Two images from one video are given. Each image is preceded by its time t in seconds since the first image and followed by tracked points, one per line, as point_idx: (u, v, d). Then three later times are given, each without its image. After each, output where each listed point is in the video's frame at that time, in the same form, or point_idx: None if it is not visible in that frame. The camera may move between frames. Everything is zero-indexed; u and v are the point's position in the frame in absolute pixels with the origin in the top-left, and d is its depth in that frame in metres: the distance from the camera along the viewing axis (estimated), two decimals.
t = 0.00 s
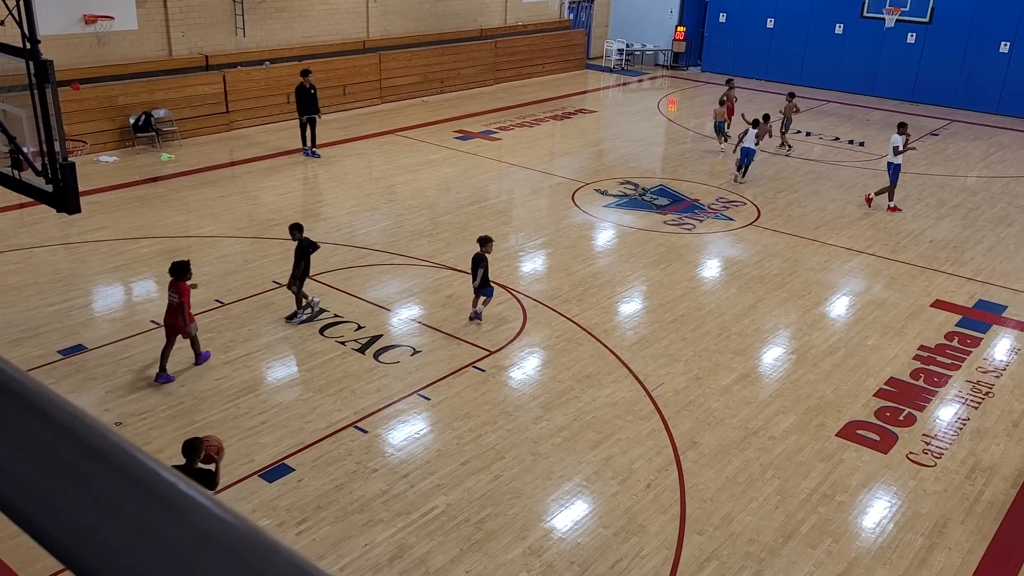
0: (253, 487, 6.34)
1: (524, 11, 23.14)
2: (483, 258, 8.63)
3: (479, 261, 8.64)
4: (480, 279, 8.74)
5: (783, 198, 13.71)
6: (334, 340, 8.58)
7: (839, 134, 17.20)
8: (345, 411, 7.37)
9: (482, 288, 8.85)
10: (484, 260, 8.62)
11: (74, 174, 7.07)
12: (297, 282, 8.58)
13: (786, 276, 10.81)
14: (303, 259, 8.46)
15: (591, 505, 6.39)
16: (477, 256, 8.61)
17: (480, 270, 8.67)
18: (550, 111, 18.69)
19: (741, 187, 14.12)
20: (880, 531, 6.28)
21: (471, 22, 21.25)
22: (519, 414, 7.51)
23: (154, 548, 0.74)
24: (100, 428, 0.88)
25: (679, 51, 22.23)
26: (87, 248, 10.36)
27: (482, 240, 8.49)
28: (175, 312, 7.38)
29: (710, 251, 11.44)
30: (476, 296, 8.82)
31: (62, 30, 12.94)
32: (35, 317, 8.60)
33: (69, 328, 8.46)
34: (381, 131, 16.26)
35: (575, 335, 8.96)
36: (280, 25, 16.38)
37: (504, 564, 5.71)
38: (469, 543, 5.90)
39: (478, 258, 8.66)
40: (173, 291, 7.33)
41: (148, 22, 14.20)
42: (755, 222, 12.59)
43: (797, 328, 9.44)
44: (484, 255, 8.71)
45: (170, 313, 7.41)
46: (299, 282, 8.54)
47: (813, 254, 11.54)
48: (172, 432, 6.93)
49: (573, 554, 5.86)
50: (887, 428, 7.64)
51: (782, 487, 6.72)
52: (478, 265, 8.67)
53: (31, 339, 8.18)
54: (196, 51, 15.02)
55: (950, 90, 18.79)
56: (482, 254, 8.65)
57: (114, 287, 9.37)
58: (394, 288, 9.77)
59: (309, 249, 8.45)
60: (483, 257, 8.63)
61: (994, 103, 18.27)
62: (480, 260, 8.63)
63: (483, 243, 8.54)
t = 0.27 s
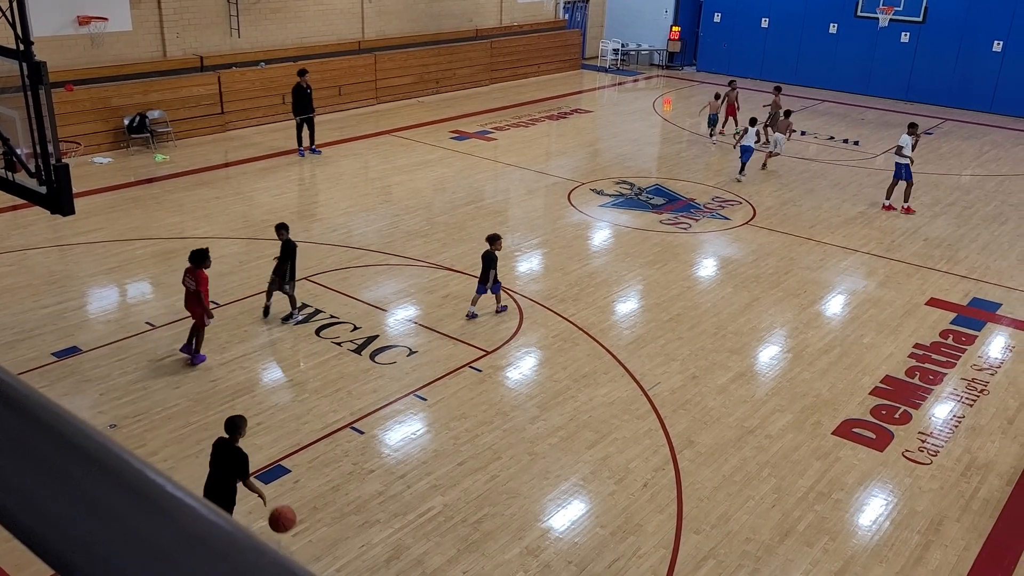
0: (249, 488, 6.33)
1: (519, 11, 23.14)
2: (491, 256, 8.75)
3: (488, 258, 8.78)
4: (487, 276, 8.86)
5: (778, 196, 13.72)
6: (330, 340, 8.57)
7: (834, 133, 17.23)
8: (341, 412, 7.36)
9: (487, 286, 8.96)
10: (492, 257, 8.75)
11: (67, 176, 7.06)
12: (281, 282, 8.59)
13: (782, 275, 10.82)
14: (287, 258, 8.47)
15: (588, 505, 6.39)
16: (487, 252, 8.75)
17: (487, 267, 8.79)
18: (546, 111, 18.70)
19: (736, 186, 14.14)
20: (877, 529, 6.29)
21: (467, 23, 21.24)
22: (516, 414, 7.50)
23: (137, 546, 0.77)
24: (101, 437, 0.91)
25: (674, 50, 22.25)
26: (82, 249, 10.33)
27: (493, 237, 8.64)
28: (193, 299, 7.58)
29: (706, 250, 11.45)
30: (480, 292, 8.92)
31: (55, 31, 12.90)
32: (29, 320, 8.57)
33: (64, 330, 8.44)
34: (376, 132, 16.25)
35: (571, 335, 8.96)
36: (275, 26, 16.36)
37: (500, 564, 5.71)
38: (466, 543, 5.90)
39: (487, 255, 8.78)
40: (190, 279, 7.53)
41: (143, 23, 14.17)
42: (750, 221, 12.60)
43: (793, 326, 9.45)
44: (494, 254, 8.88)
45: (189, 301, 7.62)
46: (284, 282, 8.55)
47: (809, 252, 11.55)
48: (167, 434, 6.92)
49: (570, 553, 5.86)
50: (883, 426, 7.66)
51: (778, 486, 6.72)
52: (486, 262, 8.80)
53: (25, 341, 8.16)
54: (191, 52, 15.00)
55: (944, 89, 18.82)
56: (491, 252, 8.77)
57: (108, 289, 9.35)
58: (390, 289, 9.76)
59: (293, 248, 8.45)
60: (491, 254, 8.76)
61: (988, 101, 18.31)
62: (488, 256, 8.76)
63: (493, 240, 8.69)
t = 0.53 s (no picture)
0: (243, 492, 6.30)
1: (509, 11, 23.13)
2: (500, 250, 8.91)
3: (497, 252, 8.92)
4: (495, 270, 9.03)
5: (770, 193, 13.76)
6: (323, 343, 8.55)
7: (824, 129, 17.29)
8: (336, 415, 7.35)
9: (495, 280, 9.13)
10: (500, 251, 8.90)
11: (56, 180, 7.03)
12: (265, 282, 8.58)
13: (775, 271, 10.85)
14: (270, 260, 8.45)
15: (584, 504, 6.40)
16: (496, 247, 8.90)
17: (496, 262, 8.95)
18: (537, 110, 18.70)
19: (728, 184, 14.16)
20: (872, 524, 6.31)
21: (457, 23, 21.22)
22: (510, 415, 7.50)
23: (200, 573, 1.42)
24: (139, 500, 1.60)
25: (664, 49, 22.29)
26: (73, 255, 10.29)
27: (501, 233, 8.74)
28: (210, 295, 7.79)
29: (698, 248, 11.46)
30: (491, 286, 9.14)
31: (43, 35, 12.83)
32: (20, 326, 8.53)
33: (55, 336, 8.41)
34: (368, 134, 16.23)
35: (565, 334, 8.96)
36: (264, 29, 16.30)
37: (497, 564, 5.71)
38: (462, 544, 5.89)
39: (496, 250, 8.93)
40: (206, 276, 7.73)
41: (131, 27, 14.11)
42: (742, 218, 12.63)
43: (786, 323, 9.47)
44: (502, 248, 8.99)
45: (205, 298, 7.83)
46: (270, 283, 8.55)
47: (801, 249, 11.58)
48: (161, 439, 6.90)
49: (566, 553, 5.86)
50: (876, 422, 7.68)
51: (773, 482, 6.74)
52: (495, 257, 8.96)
53: (17, 347, 8.12)
54: (180, 55, 14.94)
55: (933, 85, 18.90)
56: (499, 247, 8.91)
57: (100, 294, 9.31)
58: (383, 290, 9.75)
59: (275, 249, 8.45)
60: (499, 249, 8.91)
61: (977, 96, 18.38)
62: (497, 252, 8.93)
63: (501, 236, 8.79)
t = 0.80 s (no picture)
0: (218, 503, 6.22)
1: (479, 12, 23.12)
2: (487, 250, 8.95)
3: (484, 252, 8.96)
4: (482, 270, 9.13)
5: (741, 191, 13.86)
6: (297, 350, 8.48)
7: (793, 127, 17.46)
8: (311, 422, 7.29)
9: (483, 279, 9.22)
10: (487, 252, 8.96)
11: (19, 192, 6.92)
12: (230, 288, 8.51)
13: (747, 268, 10.92)
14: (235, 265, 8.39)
15: (562, 505, 6.40)
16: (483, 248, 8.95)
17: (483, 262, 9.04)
18: (509, 112, 18.72)
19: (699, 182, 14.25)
20: (847, 517, 6.37)
21: (427, 25, 21.17)
22: (487, 418, 7.49)
23: None
24: None
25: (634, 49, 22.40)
26: (39, 265, 10.13)
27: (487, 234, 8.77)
28: (202, 294, 7.87)
29: (672, 247, 11.52)
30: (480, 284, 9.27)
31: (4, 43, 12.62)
32: None
33: (22, 349, 8.27)
34: (339, 137, 16.13)
35: (540, 335, 8.97)
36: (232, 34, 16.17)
37: (476, 568, 5.69)
38: (441, 549, 5.87)
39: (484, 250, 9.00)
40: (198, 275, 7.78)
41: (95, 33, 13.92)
42: (714, 216, 12.71)
43: (759, 319, 9.54)
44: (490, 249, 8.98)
45: (197, 297, 7.89)
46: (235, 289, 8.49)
47: (772, 246, 11.68)
48: (133, 451, 6.80)
49: (545, 555, 5.86)
50: (850, 415, 7.75)
51: (750, 478, 6.79)
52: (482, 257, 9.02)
53: None
54: (146, 61, 14.77)
55: (899, 81, 19.14)
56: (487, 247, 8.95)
57: (68, 305, 9.17)
58: (357, 295, 9.70)
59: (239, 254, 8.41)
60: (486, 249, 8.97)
61: (942, 92, 18.65)
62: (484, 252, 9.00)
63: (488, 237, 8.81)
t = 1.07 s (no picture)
0: (163, 529, 6.04)
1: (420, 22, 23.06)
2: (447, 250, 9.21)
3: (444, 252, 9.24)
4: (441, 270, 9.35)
5: (684, 196, 14.06)
6: (242, 367, 8.32)
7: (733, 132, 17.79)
8: (259, 441, 7.15)
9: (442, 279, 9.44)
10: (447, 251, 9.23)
11: None
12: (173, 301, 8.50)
13: (693, 272, 11.07)
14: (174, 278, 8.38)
15: (516, 515, 6.38)
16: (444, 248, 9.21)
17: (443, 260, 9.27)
18: (453, 121, 18.71)
19: (643, 188, 14.41)
20: (795, 516, 6.48)
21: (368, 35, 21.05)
22: (439, 429, 7.44)
23: None
24: None
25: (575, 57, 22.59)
26: None
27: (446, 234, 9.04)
28: (174, 309, 7.88)
29: (618, 252, 11.62)
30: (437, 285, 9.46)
31: None
32: None
33: None
34: (281, 150, 15.92)
35: (490, 344, 8.96)
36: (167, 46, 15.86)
37: None
38: (395, 566, 5.80)
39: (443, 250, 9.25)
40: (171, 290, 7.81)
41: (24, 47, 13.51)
42: (659, 221, 12.87)
43: (706, 322, 9.68)
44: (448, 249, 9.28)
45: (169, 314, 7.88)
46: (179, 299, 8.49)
47: (716, 249, 11.86)
48: (73, 478, 6.59)
49: (500, 567, 5.83)
50: (795, 415, 7.90)
51: (701, 481, 6.86)
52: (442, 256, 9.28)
53: None
54: (78, 75, 14.39)
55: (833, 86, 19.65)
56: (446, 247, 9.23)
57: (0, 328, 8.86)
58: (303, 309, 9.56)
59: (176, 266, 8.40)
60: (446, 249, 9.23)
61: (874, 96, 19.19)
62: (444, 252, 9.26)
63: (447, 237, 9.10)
